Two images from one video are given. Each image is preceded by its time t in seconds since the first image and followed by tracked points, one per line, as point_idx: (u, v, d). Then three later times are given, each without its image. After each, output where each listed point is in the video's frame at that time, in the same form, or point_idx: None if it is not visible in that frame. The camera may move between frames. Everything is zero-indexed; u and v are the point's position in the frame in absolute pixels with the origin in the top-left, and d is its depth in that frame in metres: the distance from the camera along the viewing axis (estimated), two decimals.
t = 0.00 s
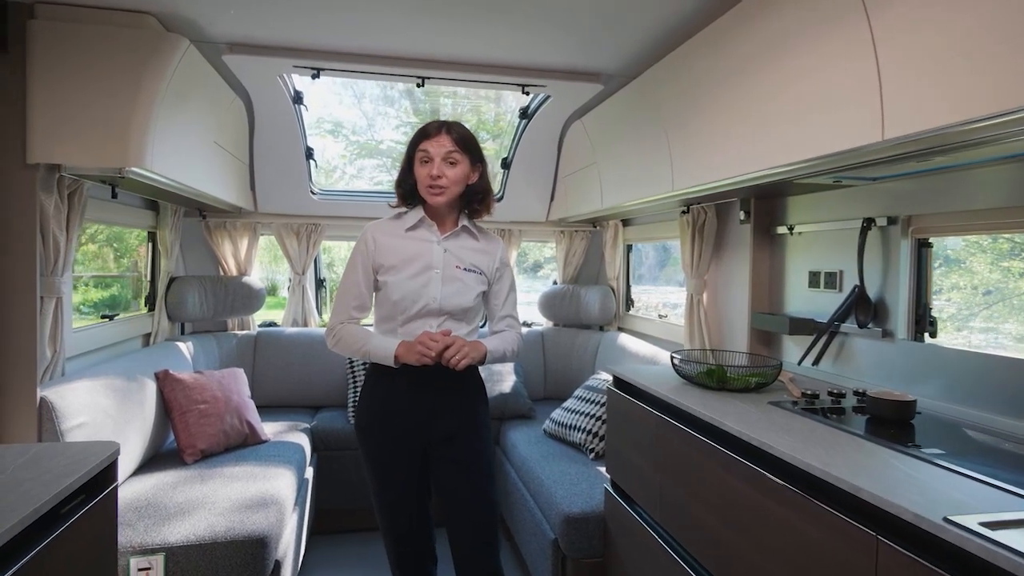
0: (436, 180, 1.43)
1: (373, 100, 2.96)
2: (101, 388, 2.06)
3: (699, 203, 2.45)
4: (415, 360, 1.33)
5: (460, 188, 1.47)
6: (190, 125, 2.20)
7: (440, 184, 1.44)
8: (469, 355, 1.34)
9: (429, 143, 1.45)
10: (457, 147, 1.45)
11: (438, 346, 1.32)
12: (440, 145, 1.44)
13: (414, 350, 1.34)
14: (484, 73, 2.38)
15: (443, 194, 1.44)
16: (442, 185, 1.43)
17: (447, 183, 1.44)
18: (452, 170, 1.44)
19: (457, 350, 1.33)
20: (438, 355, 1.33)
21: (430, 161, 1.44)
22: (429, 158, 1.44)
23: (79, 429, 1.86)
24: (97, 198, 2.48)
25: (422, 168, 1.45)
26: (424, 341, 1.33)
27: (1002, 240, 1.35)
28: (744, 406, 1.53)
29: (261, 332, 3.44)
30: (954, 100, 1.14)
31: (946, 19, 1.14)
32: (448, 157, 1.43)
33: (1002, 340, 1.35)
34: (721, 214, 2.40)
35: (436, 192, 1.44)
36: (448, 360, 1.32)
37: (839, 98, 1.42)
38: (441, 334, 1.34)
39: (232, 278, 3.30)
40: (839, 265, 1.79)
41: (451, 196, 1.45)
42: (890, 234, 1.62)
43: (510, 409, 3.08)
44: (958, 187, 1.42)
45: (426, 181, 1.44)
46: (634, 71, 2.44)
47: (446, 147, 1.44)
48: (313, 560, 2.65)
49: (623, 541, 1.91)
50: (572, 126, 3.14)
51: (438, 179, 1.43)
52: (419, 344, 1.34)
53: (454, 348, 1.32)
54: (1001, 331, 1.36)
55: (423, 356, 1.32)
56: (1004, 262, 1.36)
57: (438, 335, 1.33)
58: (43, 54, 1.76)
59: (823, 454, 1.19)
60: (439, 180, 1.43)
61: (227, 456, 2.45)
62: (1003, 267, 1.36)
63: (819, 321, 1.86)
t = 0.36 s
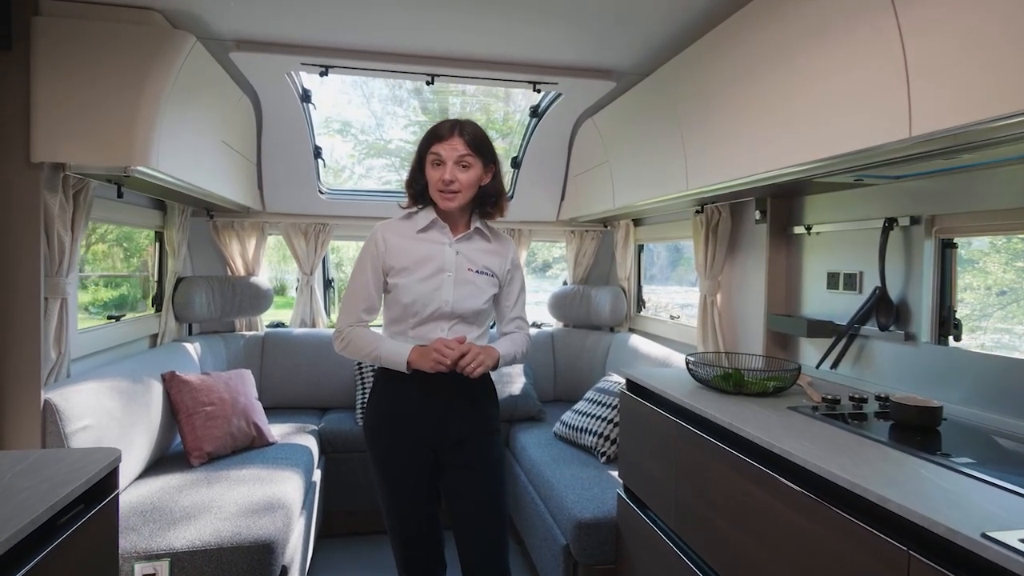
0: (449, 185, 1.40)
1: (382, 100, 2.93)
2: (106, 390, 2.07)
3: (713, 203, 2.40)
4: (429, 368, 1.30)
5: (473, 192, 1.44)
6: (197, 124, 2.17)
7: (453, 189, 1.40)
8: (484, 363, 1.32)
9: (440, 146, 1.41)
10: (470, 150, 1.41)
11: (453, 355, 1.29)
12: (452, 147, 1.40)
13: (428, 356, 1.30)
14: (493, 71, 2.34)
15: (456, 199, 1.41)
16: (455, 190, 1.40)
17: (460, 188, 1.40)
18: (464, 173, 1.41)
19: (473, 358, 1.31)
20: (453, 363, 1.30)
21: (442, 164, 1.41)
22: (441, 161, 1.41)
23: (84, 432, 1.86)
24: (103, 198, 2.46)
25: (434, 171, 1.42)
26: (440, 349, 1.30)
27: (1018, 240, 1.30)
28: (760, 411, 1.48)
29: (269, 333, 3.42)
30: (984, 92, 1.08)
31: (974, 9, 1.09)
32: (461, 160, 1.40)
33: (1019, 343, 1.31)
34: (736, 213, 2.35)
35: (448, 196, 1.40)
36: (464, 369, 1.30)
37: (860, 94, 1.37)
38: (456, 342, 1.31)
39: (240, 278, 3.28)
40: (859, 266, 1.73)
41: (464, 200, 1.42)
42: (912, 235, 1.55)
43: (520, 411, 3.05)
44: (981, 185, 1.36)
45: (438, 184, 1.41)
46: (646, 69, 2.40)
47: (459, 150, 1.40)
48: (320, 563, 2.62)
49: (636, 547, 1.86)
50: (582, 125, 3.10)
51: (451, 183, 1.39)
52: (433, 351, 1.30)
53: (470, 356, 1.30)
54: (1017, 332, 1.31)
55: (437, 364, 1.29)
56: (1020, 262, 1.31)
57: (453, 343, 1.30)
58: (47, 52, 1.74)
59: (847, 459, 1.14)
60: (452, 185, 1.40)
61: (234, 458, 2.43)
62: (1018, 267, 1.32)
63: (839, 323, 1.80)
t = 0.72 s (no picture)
0: (456, 187, 1.35)
1: (385, 100, 2.90)
2: (104, 396, 2.04)
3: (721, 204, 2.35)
4: (433, 377, 1.27)
5: (480, 196, 1.40)
6: (195, 125, 2.14)
7: (459, 191, 1.36)
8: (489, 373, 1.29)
9: (449, 146, 1.37)
10: (478, 153, 1.38)
11: (458, 365, 1.26)
12: (461, 149, 1.36)
13: (433, 366, 1.27)
14: (496, 70, 2.30)
15: (462, 202, 1.37)
16: (463, 193, 1.36)
17: (468, 191, 1.36)
18: (472, 177, 1.36)
19: (478, 369, 1.27)
20: (458, 372, 1.27)
21: (449, 165, 1.36)
22: (448, 162, 1.36)
23: (80, 438, 1.83)
24: (101, 199, 2.42)
25: (440, 173, 1.37)
26: (445, 358, 1.27)
27: None
28: (771, 420, 1.43)
29: (270, 335, 3.39)
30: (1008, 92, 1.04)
31: (997, 5, 1.04)
32: (469, 162, 1.36)
33: None
34: (745, 215, 2.30)
35: (454, 199, 1.36)
36: (469, 379, 1.27)
37: (875, 93, 1.33)
38: (461, 352, 1.28)
39: (241, 280, 3.25)
40: (873, 270, 1.68)
41: (470, 204, 1.38)
42: (929, 239, 1.50)
43: (524, 415, 3.01)
44: (999, 188, 1.32)
45: (444, 186, 1.36)
46: (652, 68, 2.35)
47: (468, 152, 1.36)
48: (321, 570, 2.58)
49: (642, 558, 1.82)
50: (587, 125, 3.06)
51: (458, 186, 1.35)
52: (438, 360, 1.27)
53: (475, 366, 1.27)
54: None
55: (442, 373, 1.26)
56: None
57: (458, 352, 1.27)
58: (42, 52, 1.71)
59: (864, 472, 1.09)
60: (459, 187, 1.35)
61: (233, 464, 2.40)
62: None
63: (852, 330, 1.75)
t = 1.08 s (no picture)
0: (459, 183, 1.30)
1: (385, 100, 2.86)
2: (95, 401, 2.01)
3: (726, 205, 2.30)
4: (433, 383, 1.22)
5: (482, 193, 1.34)
6: (187, 125, 2.09)
7: (462, 188, 1.30)
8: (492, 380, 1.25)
9: (451, 141, 1.33)
10: (482, 149, 1.33)
11: (460, 372, 1.22)
12: (464, 145, 1.32)
13: (434, 373, 1.22)
14: (496, 68, 2.25)
15: (464, 199, 1.31)
16: (465, 189, 1.30)
17: (470, 187, 1.31)
18: (475, 173, 1.31)
19: (480, 375, 1.23)
20: (461, 379, 1.22)
21: (451, 161, 1.32)
22: (450, 157, 1.31)
23: (69, 446, 1.79)
24: (93, 200, 2.37)
25: (441, 169, 1.32)
26: (447, 365, 1.22)
27: None
28: (780, 429, 1.37)
29: (267, 338, 3.34)
30: None
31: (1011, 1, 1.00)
32: (471, 158, 1.31)
33: None
34: (750, 217, 2.25)
35: (455, 197, 1.31)
36: (470, 386, 1.22)
37: (885, 92, 1.28)
38: (463, 358, 1.23)
39: (237, 282, 3.20)
40: (885, 274, 1.63)
41: (471, 202, 1.33)
42: (944, 242, 1.45)
43: (525, 419, 2.96)
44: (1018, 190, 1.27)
45: (445, 183, 1.31)
46: (655, 66, 2.30)
47: (470, 147, 1.32)
48: None
49: (646, 568, 1.77)
50: (590, 125, 3.00)
51: (461, 182, 1.30)
52: (439, 366, 1.22)
53: (478, 373, 1.23)
54: None
55: (442, 379, 1.21)
56: None
57: (460, 359, 1.22)
58: (29, 49, 1.66)
59: (881, 485, 1.04)
60: (462, 183, 1.30)
61: (228, 470, 2.35)
62: None
63: (863, 335, 1.69)
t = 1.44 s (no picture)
0: (466, 177, 1.25)
1: (385, 99, 2.82)
2: (85, 405, 1.95)
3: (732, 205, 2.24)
4: (440, 388, 1.16)
5: (491, 188, 1.29)
6: (180, 122, 2.04)
7: (470, 182, 1.25)
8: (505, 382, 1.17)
9: (458, 135, 1.26)
10: (490, 141, 1.27)
11: (468, 374, 1.15)
12: (471, 138, 1.26)
13: (441, 376, 1.16)
14: (496, 64, 2.20)
15: (473, 194, 1.26)
16: (473, 183, 1.25)
17: (478, 182, 1.25)
18: (483, 167, 1.26)
19: (490, 377, 1.15)
20: (470, 382, 1.15)
21: (458, 155, 1.26)
22: (457, 151, 1.26)
23: (58, 451, 1.74)
24: (84, 200, 2.32)
25: (448, 163, 1.26)
26: (454, 367, 1.15)
27: None
28: (793, 438, 1.31)
29: (264, 339, 3.29)
30: None
31: None
32: (480, 151, 1.25)
33: None
34: (757, 216, 2.20)
35: (463, 191, 1.26)
36: (480, 389, 1.15)
37: (893, 87, 1.23)
38: (471, 360, 1.16)
39: (234, 282, 3.15)
40: (899, 276, 1.57)
41: (480, 197, 1.27)
42: (963, 242, 1.40)
43: (525, 423, 2.91)
44: None
45: (453, 177, 1.26)
46: (659, 63, 2.25)
47: (478, 140, 1.26)
48: None
49: None
50: (592, 123, 2.95)
51: (469, 175, 1.25)
52: (446, 369, 1.16)
53: (487, 374, 1.15)
54: None
55: (449, 383, 1.15)
56: None
57: (468, 360, 1.16)
58: (14, 44, 1.62)
59: (902, 500, 0.98)
60: (470, 177, 1.25)
61: (223, 475, 2.30)
62: None
63: (876, 339, 1.64)
